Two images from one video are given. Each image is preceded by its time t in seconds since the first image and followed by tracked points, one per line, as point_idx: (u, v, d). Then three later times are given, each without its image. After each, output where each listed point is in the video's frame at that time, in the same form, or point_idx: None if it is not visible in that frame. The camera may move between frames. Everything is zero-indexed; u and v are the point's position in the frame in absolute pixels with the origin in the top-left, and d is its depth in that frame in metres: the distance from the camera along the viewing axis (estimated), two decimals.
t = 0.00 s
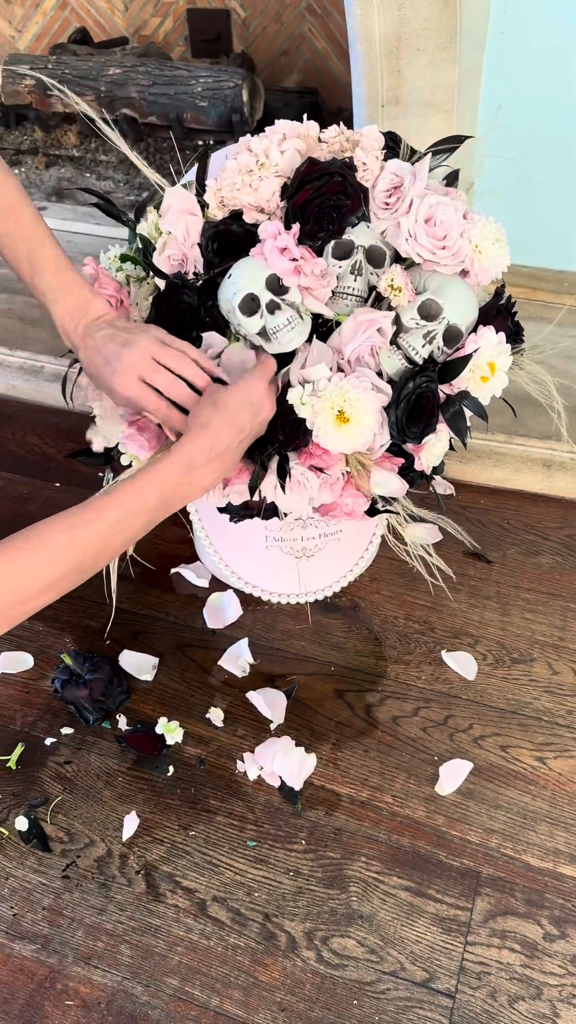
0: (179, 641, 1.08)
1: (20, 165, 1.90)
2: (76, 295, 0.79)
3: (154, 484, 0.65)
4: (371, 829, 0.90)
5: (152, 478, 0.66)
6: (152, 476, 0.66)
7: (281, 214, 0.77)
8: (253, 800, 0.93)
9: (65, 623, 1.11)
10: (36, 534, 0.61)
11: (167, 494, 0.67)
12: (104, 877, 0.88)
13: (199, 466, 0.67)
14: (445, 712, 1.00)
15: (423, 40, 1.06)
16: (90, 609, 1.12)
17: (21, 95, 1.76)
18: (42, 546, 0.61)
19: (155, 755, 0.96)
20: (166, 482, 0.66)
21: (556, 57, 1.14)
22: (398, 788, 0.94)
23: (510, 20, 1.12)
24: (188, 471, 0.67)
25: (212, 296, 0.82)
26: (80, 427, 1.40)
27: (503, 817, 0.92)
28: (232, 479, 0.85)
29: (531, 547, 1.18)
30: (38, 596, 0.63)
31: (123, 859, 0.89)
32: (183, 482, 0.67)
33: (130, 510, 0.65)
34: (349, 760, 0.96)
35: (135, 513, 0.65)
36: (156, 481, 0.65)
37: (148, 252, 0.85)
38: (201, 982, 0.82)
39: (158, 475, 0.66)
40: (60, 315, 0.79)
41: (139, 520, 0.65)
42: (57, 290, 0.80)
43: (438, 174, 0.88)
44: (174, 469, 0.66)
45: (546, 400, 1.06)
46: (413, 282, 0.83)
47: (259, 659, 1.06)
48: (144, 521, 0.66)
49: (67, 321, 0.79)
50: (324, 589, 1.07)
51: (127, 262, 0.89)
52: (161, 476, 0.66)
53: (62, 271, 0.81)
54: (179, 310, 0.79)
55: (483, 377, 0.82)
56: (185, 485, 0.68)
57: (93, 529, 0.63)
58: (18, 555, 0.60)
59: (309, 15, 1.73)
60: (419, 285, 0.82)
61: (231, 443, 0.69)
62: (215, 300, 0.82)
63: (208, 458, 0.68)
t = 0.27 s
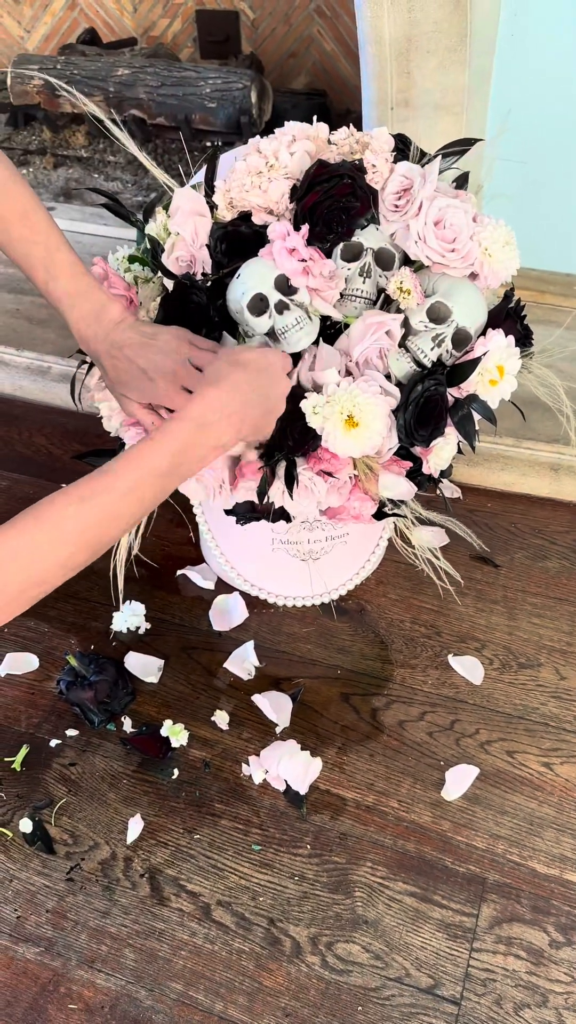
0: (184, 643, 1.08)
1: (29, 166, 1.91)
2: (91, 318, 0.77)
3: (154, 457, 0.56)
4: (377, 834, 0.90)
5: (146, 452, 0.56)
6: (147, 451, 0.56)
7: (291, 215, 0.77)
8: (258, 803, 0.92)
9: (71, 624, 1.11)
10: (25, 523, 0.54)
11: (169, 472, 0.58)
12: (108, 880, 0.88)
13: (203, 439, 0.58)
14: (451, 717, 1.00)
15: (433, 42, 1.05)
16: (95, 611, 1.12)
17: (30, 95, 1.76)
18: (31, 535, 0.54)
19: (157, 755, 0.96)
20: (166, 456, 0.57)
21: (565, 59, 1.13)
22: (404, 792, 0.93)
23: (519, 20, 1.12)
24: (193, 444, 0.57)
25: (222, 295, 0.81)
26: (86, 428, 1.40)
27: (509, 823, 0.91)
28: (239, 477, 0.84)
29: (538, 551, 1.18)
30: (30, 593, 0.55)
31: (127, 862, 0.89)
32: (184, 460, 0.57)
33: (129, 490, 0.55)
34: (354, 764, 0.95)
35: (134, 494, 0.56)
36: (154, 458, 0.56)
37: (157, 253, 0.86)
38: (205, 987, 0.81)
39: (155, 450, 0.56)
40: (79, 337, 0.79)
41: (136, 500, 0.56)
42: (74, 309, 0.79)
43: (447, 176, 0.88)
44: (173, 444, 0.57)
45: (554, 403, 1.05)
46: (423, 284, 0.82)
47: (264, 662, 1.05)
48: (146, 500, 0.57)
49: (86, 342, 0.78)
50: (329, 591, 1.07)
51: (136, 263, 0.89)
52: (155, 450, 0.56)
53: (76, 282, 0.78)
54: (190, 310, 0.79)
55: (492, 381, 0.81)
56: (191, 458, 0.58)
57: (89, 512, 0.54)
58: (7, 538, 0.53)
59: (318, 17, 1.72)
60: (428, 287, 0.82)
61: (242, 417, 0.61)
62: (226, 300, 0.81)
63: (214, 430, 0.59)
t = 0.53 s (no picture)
0: (187, 645, 1.08)
1: (32, 166, 1.91)
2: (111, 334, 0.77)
3: (117, 465, 0.62)
4: (379, 837, 0.89)
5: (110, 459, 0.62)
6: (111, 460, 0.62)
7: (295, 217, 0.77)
8: (261, 806, 0.92)
9: (74, 625, 1.11)
10: (8, 520, 0.63)
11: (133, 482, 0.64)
12: (110, 882, 0.88)
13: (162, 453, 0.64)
14: (455, 719, 0.99)
15: (438, 43, 1.05)
16: (98, 611, 1.12)
17: (34, 95, 1.76)
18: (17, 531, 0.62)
19: (159, 755, 0.95)
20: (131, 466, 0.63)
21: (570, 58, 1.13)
22: (407, 795, 0.93)
23: (523, 20, 1.12)
24: (156, 457, 0.63)
25: (224, 297, 0.81)
26: (90, 428, 1.40)
27: (512, 826, 0.91)
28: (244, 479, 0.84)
29: (542, 554, 1.17)
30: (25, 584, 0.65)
31: (129, 864, 0.89)
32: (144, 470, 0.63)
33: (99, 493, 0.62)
34: (357, 767, 0.95)
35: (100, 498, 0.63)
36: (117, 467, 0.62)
37: (160, 254, 0.85)
38: (207, 989, 0.81)
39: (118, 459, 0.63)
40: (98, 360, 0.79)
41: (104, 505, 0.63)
42: (96, 331, 0.79)
43: (452, 177, 0.88)
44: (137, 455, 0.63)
45: (559, 405, 1.05)
46: (427, 285, 0.82)
47: (267, 664, 1.05)
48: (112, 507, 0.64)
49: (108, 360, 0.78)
50: (332, 593, 1.06)
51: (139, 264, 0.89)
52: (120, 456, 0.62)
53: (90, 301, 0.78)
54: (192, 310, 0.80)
55: (497, 383, 0.81)
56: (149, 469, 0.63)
57: (66, 515, 0.62)
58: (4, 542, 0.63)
59: (323, 18, 1.73)
60: (432, 288, 0.81)
61: (211, 433, 0.66)
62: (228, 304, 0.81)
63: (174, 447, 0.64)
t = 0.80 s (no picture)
0: (187, 645, 1.07)
1: (32, 166, 1.91)
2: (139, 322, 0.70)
3: (124, 464, 0.72)
4: (379, 838, 0.89)
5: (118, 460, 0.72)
6: (119, 457, 0.72)
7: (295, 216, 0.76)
8: (261, 807, 0.92)
9: (73, 625, 1.10)
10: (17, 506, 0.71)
11: (137, 478, 0.73)
12: (109, 883, 0.87)
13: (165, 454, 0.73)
14: (455, 720, 0.99)
15: (439, 43, 1.05)
16: (97, 611, 1.12)
17: (34, 95, 1.76)
18: (24, 517, 0.70)
19: (159, 755, 0.95)
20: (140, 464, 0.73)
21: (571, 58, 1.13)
22: (407, 796, 0.92)
23: (523, 20, 1.12)
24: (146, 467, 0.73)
25: (224, 297, 0.81)
26: (90, 428, 1.40)
27: (513, 827, 0.90)
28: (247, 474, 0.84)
29: (542, 554, 1.17)
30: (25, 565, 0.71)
31: (128, 866, 0.88)
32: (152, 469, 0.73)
33: (110, 488, 0.72)
34: (357, 768, 0.95)
35: (111, 492, 0.72)
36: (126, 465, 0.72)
37: (161, 253, 0.85)
38: (206, 991, 0.81)
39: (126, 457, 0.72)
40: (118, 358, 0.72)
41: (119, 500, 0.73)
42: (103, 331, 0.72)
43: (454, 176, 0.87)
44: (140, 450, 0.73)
45: (560, 405, 1.04)
46: (428, 284, 0.82)
47: (267, 665, 1.05)
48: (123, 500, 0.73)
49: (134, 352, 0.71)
50: (333, 594, 1.06)
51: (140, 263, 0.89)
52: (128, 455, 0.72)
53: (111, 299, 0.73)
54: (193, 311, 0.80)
55: (498, 383, 0.81)
56: (159, 470, 0.73)
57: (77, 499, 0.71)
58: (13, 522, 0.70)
59: (323, 18, 1.73)
60: (433, 287, 0.81)
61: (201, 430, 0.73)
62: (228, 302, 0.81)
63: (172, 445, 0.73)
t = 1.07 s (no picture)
0: (186, 646, 1.07)
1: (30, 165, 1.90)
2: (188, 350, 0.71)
3: (122, 526, 0.58)
4: (380, 839, 0.89)
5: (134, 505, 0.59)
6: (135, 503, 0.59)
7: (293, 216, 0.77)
8: (260, 808, 0.91)
9: (71, 626, 1.10)
10: None
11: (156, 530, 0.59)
12: (108, 885, 0.87)
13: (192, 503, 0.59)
14: (455, 720, 0.99)
15: (437, 42, 1.05)
16: (96, 612, 1.12)
17: (31, 95, 1.76)
18: (7, 567, 0.56)
19: (158, 755, 0.95)
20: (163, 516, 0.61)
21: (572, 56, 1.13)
22: (407, 797, 0.92)
23: (525, 18, 1.11)
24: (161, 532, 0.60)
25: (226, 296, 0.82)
26: (88, 428, 1.40)
27: (513, 828, 0.90)
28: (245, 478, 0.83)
29: (542, 554, 1.17)
30: None
31: (128, 867, 0.88)
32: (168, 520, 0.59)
33: (105, 548, 0.58)
34: (357, 769, 0.94)
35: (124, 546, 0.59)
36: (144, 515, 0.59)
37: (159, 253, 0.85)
38: (206, 993, 0.80)
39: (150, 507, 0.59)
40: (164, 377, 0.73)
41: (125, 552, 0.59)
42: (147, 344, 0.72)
43: (452, 175, 0.87)
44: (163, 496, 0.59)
45: (559, 404, 1.04)
46: (427, 283, 0.81)
47: (266, 665, 1.04)
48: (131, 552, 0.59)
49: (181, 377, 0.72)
50: (332, 594, 1.06)
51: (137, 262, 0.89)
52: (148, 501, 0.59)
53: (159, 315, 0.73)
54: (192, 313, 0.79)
55: (497, 382, 0.80)
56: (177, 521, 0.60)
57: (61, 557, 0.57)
58: None
59: (321, 17, 1.73)
60: (432, 286, 0.81)
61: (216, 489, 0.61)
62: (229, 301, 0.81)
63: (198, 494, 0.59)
